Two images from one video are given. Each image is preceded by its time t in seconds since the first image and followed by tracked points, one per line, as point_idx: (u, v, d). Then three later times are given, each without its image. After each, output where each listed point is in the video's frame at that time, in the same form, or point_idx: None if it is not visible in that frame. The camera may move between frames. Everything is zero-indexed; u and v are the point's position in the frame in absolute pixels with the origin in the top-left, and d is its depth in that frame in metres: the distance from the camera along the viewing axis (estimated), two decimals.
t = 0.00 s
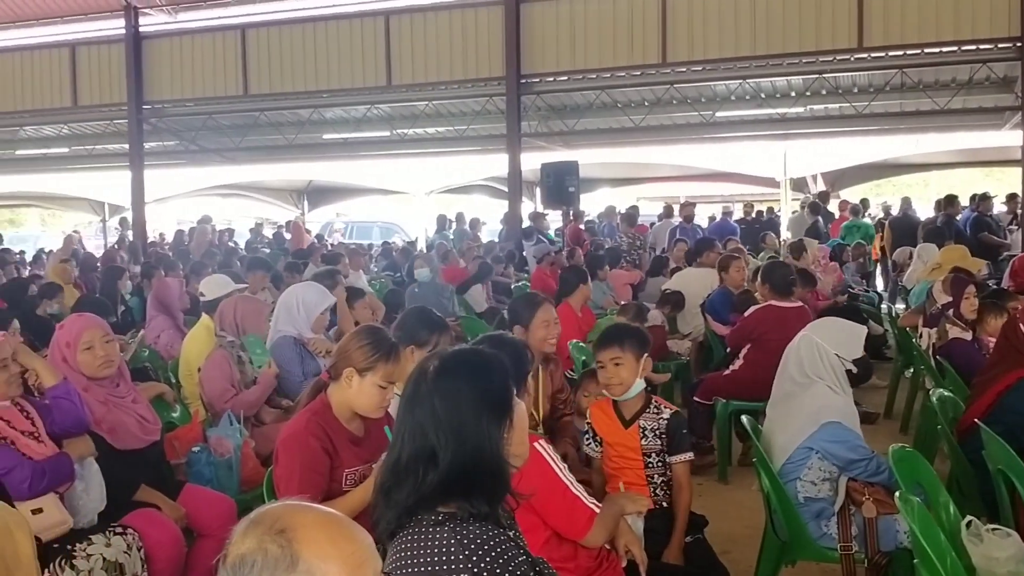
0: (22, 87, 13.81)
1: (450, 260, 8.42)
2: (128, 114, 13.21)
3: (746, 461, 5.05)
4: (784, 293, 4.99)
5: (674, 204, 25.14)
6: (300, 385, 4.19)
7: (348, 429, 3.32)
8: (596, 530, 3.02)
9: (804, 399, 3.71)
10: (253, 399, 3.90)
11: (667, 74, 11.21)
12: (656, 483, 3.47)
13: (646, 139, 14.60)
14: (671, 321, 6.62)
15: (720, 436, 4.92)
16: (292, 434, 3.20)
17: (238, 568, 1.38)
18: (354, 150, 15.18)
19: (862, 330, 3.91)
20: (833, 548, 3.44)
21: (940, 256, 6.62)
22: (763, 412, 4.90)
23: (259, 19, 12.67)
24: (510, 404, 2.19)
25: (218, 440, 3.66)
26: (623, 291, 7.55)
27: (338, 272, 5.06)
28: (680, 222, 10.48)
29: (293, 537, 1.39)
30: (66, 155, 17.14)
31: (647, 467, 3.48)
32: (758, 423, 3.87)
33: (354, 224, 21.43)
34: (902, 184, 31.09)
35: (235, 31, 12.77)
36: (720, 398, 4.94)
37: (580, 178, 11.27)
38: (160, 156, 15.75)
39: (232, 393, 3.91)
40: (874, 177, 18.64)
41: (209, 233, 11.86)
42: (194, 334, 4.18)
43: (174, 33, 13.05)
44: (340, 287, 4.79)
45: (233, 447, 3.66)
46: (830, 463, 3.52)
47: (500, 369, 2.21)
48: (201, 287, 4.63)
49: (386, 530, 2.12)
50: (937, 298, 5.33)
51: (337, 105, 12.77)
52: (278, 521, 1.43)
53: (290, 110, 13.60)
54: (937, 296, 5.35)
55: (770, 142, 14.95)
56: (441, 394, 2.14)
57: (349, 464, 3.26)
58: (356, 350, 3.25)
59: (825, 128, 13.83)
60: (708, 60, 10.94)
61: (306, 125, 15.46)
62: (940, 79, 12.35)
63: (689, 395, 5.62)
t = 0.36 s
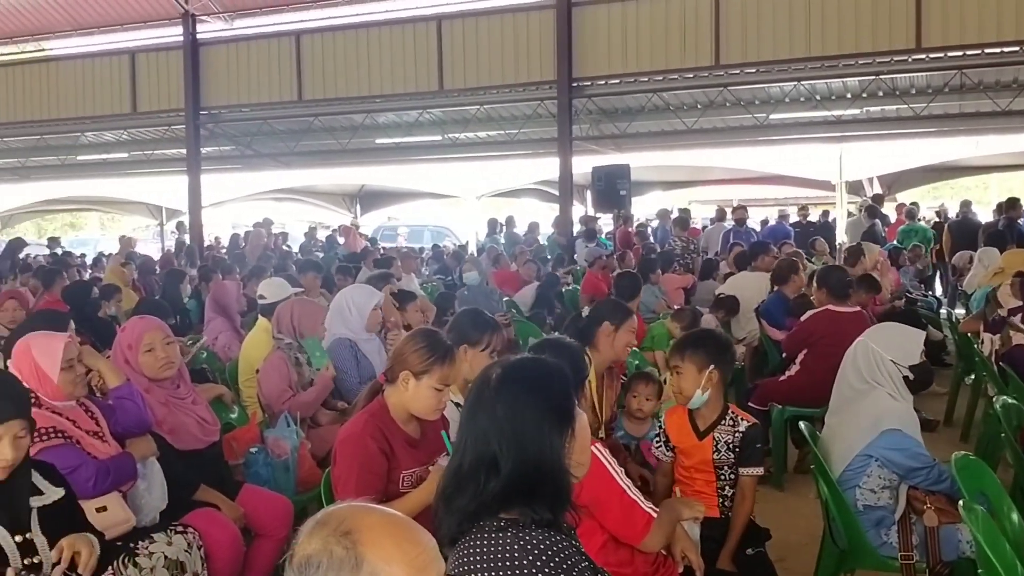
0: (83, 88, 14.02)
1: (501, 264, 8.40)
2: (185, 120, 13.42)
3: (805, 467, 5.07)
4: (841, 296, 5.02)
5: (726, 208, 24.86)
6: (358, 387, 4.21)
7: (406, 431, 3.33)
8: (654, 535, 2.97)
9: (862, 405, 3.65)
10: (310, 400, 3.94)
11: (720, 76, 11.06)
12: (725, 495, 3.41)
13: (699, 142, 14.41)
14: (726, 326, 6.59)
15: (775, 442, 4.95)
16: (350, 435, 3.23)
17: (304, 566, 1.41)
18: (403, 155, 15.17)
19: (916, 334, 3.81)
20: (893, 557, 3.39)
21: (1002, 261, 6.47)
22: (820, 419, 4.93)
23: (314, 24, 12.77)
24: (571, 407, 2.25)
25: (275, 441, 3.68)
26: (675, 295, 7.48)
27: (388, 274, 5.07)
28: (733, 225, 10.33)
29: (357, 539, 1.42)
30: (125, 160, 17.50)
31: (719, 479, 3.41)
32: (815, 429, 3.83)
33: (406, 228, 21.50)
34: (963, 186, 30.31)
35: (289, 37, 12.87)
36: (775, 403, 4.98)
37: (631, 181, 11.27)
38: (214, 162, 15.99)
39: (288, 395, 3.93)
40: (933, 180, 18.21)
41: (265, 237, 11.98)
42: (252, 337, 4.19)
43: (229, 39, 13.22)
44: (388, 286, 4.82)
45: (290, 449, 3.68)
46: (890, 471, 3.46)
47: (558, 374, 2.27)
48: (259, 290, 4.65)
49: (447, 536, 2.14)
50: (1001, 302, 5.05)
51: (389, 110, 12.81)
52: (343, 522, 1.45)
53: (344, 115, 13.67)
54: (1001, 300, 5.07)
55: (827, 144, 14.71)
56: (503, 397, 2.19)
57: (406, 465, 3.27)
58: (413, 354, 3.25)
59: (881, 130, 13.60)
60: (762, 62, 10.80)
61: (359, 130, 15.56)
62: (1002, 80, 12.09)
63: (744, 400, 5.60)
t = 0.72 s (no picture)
0: (142, 94, 14.34)
1: (552, 264, 8.37)
2: (241, 122, 13.61)
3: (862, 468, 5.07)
4: (898, 297, 4.99)
5: (780, 208, 24.54)
6: (413, 386, 4.23)
7: (462, 429, 3.35)
8: (712, 537, 2.95)
9: (923, 409, 3.59)
10: (362, 398, 3.96)
11: (773, 75, 10.93)
12: (782, 495, 3.40)
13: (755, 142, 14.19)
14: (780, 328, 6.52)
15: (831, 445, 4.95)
16: (407, 433, 3.26)
17: (368, 554, 1.42)
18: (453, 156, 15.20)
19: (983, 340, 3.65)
20: (955, 563, 3.32)
21: None
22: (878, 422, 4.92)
23: (373, 27, 12.86)
24: (631, 413, 2.35)
25: (331, 439, 3.71)
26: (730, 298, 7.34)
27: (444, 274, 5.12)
28: (787, 225, 10.20)
29: (416, 533, 1.39)
30: (180, 161, 17.81)
31: (778, 483, 3.40)
32: (876, 433, 3.80)
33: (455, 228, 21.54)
34: None
35: (343, 40, 13.04)
36: (832, 406, 4.97)
37: (683, 182, 11.21)
38: (266, 163, 16.20)
39: (342, 392, 3.97)
40: (993, 180, 17.77)
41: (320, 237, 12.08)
42: (305, 335, 4.26)
43: (282, 42, 13.40)
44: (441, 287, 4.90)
45: (345, 447, 3.71)
46: (952, 476, 3.39)
47: (619, 379, 2.36)
48: (306, 288, 4.44)
49: (508, 538, 2.23)
50: None
51: (441, 111, 12.88)
52: (407, 516, 1.44)
53: (397, 116, 13.76)
54: None
55: (883, 143, 14.48)
56: (560, 405, 2.29)
57: (463, 464, 3.30)
58: (468, 354, 3.26)
59: (938, 129, 13.35)
60: (817, 60, 10.65)
61: (410, 132, 15.66)
62: None
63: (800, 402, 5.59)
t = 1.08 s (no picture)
0: (172, 94, 14.43)
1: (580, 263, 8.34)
2: (270, 121, 13.68)
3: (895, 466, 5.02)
4: (931, 298, 4.94)
5: (809, 207, 24.32)
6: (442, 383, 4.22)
7: (491, 427, 3.36)
8: (742, 535, 2.87)
9: (957, 410, 3.56)
10: (396, 394, 3.98)
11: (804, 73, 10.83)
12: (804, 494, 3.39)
13: (779, 139, 14.39)
14: (810, 328, 6.46)
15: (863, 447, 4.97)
16: (438, 430, 3.27)
17: (403, 541, 1.50)
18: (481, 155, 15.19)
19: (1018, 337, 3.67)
20: (988, 564, 3.27)
21: None
22: (909, 424, 4.89)
23: (408, 25, 12.87)
24: (659, 412, 2.39)
25: (361, 434, 3.72)
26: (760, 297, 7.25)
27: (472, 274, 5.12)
28: (818, 224, 10.09)
29: (443, 530, 1.43)
30: (209, 160, 17.94)
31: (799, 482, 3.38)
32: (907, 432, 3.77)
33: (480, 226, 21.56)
34: None
35: (372, 39, 13.06)
36: (863, 407, 4.97)
37: (713, 180, 11.12)
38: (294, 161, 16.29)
39: (374, 388, 3.99)
40: None
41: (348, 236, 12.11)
42: (333, 332, 4.28)
43: (312, 41, 13.44)
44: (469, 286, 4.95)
45: (376, 442, 3.73)
46: (985, 477, 3.37)
47: (646, 378, 2.40)
48: (330, 287, 4.47)
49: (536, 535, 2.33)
50: None
51: (469, 110, 12.89)
52: (439, 514, 1.48)
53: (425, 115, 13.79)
54: None
55: (914, 141, 14.32)
56: (589, 403, 2.36)
57: (493, 461, 3.31)
58: (499, 353, 3.26)
59: (972, 128, 13.18)
60: (848, 59, 10.54)
61: (438, 131, 15.69)
62: None
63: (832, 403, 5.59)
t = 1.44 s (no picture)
0: (209, 92, 14.57)
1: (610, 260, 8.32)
2: (303, 118, 13.74)
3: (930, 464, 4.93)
4: (967, 294, 4.86)
5: (844, 203, 24.06)
6: (472, 377, 4.22)
7: (520, 421, 3.33)
8: (772, 530, 2.83)
9: (990, 405, 3.49)
10: (426, 387, 4.02)
11: (837, 67, 10.69)
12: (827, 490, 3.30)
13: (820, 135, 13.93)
14: (843, 324, 6.45)
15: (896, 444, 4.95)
16: (468, 425, 3.25)
17: (433, 528, 1.59)
18: (513, 152, 15.04)
19: None
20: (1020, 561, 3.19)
21: None
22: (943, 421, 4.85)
23: (444, 21, 12.84)
24: (686, 405, 2.44)
25: (393, 428, 3.75)
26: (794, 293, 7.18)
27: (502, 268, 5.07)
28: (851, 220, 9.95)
29: (465, 519, 1.52)
30: (241, 157, 18.08)
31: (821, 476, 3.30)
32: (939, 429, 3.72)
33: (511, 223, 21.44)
34: None
35: (403, 37, 13.08)
36: (895, 404, 4.95)
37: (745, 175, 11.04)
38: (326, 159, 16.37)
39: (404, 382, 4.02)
40: None
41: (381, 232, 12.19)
42: (365, 329, 4.29)
43: (346, 39, 13.51)
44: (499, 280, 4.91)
45: (406, 436, 3.76)
46: (1018, 474, 3.32)
47: (676, 372, 2.45)
48: (363, 282, 4.47)
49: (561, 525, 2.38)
50: None
51: (501, 106, 12.86)
52: (462, 504, 1.56)
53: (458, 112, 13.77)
54: None
55: (951, 137, 14.14)
56: (614, 398, 2.40)
57: (524, 455, 3.29)
58: (528, 348, 3.23)
59: (1010, 122, 12.98)
60: (882, 54, 10.40)
61: (469, 127, 15.70)
62: None
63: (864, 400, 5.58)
